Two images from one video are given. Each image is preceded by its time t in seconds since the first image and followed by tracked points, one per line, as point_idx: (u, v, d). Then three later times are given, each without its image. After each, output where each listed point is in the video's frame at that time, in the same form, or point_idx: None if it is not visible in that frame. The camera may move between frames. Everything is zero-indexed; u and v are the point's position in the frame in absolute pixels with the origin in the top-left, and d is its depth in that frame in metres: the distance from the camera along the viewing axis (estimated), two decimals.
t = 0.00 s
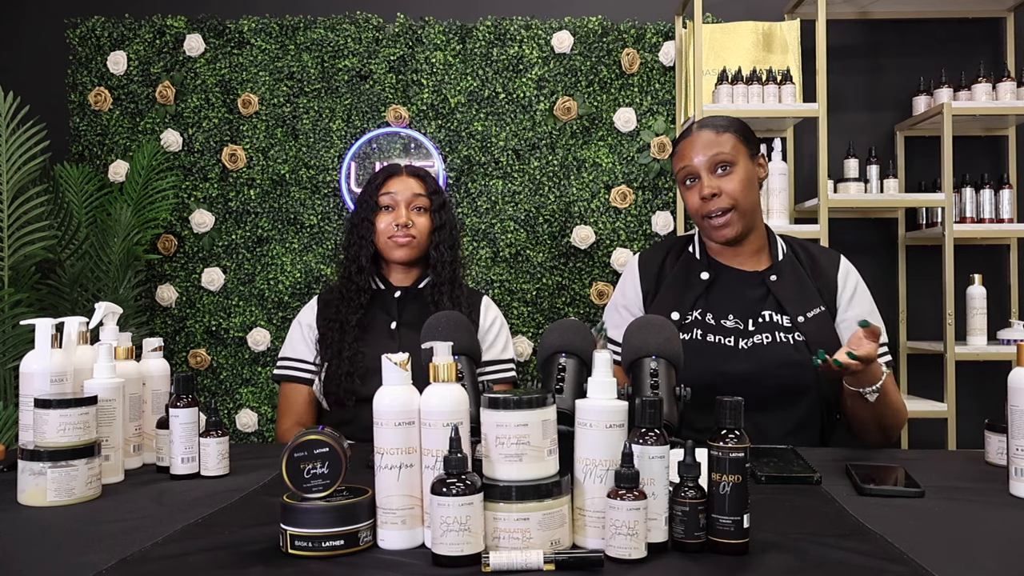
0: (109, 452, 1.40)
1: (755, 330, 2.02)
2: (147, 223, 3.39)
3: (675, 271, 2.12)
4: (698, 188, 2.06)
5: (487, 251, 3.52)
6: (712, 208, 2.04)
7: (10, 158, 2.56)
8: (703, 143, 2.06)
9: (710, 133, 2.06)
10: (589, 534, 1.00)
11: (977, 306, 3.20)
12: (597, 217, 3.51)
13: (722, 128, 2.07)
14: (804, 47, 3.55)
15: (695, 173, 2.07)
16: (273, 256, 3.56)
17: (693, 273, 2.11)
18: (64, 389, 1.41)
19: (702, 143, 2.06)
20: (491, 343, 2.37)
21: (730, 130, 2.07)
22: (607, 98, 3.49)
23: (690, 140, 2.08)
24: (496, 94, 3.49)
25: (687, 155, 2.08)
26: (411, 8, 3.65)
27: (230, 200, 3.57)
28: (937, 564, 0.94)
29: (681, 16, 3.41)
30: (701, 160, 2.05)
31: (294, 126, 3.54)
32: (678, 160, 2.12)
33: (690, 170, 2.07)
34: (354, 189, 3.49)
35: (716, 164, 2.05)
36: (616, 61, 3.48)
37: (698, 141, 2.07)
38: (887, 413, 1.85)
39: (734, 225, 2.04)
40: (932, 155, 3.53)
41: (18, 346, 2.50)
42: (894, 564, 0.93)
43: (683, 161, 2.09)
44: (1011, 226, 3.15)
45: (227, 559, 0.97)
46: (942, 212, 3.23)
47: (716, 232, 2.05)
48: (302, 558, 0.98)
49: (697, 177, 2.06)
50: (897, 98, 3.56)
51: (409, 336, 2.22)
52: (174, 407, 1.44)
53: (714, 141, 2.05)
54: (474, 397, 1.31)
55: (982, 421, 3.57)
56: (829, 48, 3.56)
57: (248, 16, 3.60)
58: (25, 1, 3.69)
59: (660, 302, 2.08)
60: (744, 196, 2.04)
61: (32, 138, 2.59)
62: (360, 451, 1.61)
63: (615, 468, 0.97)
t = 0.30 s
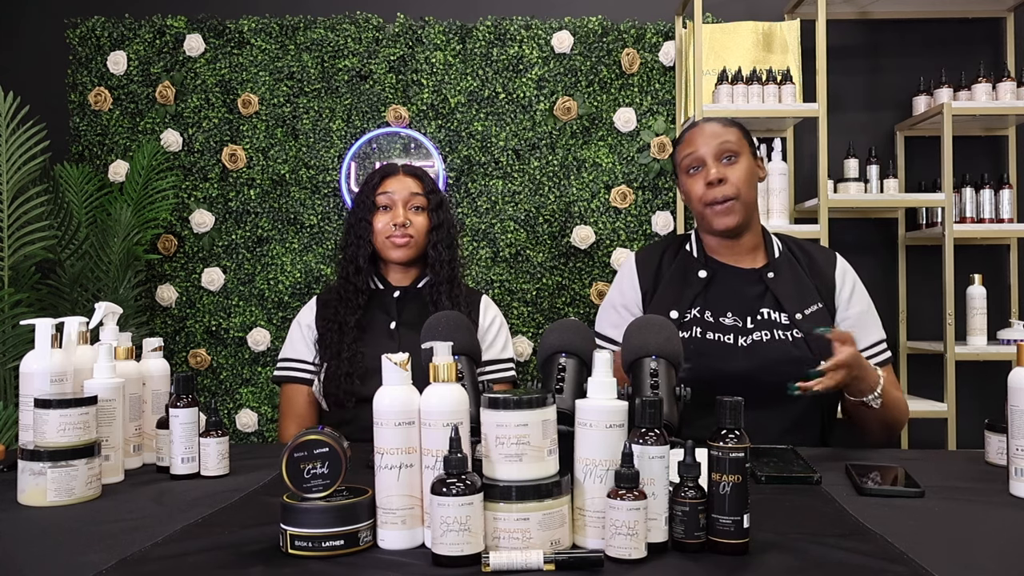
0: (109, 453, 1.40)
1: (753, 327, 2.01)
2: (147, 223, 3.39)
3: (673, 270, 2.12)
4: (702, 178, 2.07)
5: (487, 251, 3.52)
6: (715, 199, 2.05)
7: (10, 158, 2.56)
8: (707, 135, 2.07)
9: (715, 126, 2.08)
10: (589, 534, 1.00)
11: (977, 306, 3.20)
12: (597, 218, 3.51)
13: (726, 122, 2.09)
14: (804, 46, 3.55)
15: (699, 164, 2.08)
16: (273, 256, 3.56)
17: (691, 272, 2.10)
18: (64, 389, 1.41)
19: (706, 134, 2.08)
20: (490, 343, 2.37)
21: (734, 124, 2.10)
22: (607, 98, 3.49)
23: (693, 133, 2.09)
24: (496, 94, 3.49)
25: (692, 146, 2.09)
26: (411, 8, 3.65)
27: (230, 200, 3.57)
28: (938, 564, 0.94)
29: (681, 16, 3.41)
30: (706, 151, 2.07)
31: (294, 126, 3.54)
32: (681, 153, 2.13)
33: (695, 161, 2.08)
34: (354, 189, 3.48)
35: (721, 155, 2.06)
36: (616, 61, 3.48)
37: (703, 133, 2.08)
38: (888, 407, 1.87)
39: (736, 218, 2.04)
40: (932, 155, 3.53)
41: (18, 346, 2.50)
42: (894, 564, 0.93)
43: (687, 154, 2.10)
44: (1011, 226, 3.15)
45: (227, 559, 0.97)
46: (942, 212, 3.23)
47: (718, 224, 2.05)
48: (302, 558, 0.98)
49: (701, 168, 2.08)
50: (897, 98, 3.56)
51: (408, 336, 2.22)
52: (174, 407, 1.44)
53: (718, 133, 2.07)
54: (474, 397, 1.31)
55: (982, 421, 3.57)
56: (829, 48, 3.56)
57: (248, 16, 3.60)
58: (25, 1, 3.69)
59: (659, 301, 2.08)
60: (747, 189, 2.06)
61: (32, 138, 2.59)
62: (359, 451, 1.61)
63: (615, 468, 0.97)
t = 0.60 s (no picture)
0: (109, 452, 1.40)
1: (752, 327, 2.01)
2: (147, 223, 3.39)
3: (672, 271, 2.12)
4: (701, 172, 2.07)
5: (487, 251, 3.52)
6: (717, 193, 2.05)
7: (10, 158, 2.56)
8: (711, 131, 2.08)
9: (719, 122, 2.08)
10: (589, 534, 1.00)
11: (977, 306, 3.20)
12: (597, 217, 3.51)
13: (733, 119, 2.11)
14: (804, 46, 3.55)
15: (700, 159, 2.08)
16: (273, 256, 3.56)
17: (690, 270, 2.10)
18: (64, 389, 1.41)
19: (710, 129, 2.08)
20: (491, 343, 2.37)
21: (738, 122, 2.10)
22: (607, 98, 3.49)
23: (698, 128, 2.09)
24: (496, 94, 3.49)
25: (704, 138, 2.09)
26: (411, 8, 3.65)
27: (230, 200, 3.57)
28: (937, 564, 0.94)
29: (681, 16, 3.41)
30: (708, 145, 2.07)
31: (294, 126, 3.54)
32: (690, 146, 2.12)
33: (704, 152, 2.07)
34: (354, 189, 3.48)
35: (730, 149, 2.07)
36: (616, 61, 3.48)
37: (707, 130, 2.08)
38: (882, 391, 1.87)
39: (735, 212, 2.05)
40: (932, 155, 3.53)
41: (18, 345, 2.50)
42: (894, 564, 0.93)
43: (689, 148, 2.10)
44: (1011, 226, 3.15)
45: (227, 559, 0.97)
46: (942, 212, 3.23)
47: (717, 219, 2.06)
48: (302, 558, 0.98)
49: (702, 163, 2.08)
50: (897, 97, 3.56)
51: (409, 335, 2.22)
52: (174, 407, 1.44)
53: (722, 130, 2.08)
54: (474, 397, 1.31)
55: (982, 421, 3.57)
56: (829, 48, 3.56)
57: (248, 16, 3.60)
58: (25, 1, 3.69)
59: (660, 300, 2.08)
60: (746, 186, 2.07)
61: (32, 138, 2.59)
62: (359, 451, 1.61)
63: (615, 468, 0.97)
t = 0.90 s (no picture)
0: (109, 452, 1.40)
1: (754, 329, 2.01)
2: (147, 223, 3.39)
3: (671, 272, 2.11)
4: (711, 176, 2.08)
5: (487, 251, 3.51)
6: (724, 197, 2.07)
7: (10, 158, 2.56)
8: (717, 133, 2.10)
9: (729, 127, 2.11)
10: (589, 534, 0.99)
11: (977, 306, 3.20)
12: (597, 217, 3.51)
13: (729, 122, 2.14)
14: (804, 46, 3.55)
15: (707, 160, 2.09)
16: (273, 256, 3.56)
17: (690, 271, 2.09)
18: (64, 389, 1.41)
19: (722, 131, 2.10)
20: (492, 343, 2.37)
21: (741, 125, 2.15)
22: (607, 98, 3.49)
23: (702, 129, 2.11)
24: (496, 94, 3.49)
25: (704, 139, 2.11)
26: (411, 8, 3.65)
27: (230, 200, 3.57)
28: (937, 564, 0.94)
29: (681, 16, 3.41)
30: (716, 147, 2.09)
31: (294, 126, 3.54)
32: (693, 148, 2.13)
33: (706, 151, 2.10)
34: (354, 189, 3.48)
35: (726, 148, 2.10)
36: (616, 61, 3.48)
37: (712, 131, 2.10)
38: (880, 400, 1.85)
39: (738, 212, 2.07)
40: (932, 155, 3.53)
41: (18, 346, 2.50)
42: (894, 564, 0.93)
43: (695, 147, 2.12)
44: (1011, 226, 3.15)
45: (227, 559, 0.97)
46: (941, 212, 3.23)
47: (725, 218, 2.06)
48: (302, 558, 0.98)
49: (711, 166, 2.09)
50: (897, 97, 3.56)
51: (411, 336, 2.22)
52: (174, 407, 1.44)
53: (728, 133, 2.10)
54: (474, 397, 1.31)
55: (982, 421, 3.57)
56: (829, 48, 3.56)
57: (248, 16, 3.60)
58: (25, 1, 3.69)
59: (658, 302, 2.07)
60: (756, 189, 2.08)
61: (32, 138, 2.59)
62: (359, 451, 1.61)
63: (615, 468, 0.97)
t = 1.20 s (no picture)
0: (109, 452, 1.40)
1: (754, 330, 2.01)
2: (147, 223, 3.39)
3: (673, 275, 2.11)
4: (713, 186, 2.05)
5: (487, 251, 3.52)
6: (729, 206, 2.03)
7: (10, 158, 2.56)
8: (719, 136, 2.06)
9: (732, 128, 2.06)
10: (589, 534, 1.00)
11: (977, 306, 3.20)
12: (597, 218, 3.51)
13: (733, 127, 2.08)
14: (804, 46, 3.55)
15: (710, 167, 2.06)
16: (273, 256, 3.56)
17: (691, 276, 2.09)
18: (64, 389, 1.41)
19: (725, 135, 2.06)
20: (491, 343, 2.37)
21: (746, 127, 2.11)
22: (607, 98, 3.49)
23: (703, 135, 2.07)
24: (496, 94, 3.49)
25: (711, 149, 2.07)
26: (411, 8, 3.65)
27: (230, 200, 3.57)
28: (937, 564, 0.94)
29: (681, 16, 3.41)
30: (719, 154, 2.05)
31: (294, 126, 3.54)
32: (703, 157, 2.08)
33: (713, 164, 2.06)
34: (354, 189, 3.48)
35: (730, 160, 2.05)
36: (616, 61, 3.48)
37: (713, 136, 2.06)
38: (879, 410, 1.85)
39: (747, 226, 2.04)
40: (932, 155, 3.53)
41: (18, 345, 2.50)
42: (894, 564, 0.93)
43: (696, 153, 2.08)
44: (1011, 226, 3.15)
45: (227, 559, 0.97)
46: (941, 212, 3.23)
47: (730, 227, 2.03)
48: (302, 558, 0.98)
49: (714, 173, 2.06)
50: (897, 97, 3.56)
51: (411, 335, 2.22)
52: (174, 407, 1.44)
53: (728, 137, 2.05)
54: (474, 397, 1.31)
55: (982, 421, 3.57)
56: (829, 48, 3.56)
57: (248, 16, 3.60)
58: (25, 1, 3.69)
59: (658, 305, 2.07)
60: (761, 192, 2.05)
61: (32, 138, 2.59)
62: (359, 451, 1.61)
63: (615, 468, 0.97)
